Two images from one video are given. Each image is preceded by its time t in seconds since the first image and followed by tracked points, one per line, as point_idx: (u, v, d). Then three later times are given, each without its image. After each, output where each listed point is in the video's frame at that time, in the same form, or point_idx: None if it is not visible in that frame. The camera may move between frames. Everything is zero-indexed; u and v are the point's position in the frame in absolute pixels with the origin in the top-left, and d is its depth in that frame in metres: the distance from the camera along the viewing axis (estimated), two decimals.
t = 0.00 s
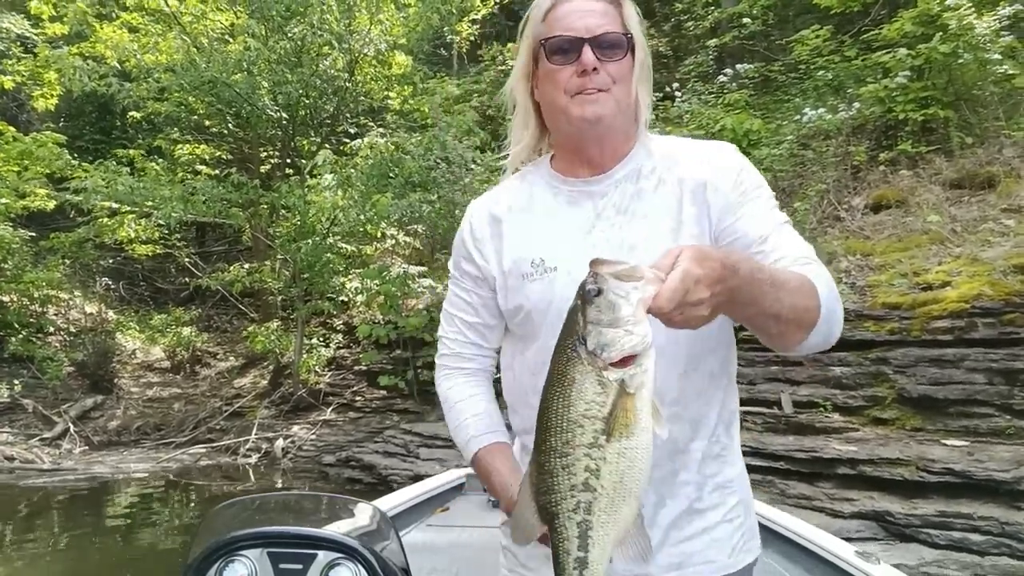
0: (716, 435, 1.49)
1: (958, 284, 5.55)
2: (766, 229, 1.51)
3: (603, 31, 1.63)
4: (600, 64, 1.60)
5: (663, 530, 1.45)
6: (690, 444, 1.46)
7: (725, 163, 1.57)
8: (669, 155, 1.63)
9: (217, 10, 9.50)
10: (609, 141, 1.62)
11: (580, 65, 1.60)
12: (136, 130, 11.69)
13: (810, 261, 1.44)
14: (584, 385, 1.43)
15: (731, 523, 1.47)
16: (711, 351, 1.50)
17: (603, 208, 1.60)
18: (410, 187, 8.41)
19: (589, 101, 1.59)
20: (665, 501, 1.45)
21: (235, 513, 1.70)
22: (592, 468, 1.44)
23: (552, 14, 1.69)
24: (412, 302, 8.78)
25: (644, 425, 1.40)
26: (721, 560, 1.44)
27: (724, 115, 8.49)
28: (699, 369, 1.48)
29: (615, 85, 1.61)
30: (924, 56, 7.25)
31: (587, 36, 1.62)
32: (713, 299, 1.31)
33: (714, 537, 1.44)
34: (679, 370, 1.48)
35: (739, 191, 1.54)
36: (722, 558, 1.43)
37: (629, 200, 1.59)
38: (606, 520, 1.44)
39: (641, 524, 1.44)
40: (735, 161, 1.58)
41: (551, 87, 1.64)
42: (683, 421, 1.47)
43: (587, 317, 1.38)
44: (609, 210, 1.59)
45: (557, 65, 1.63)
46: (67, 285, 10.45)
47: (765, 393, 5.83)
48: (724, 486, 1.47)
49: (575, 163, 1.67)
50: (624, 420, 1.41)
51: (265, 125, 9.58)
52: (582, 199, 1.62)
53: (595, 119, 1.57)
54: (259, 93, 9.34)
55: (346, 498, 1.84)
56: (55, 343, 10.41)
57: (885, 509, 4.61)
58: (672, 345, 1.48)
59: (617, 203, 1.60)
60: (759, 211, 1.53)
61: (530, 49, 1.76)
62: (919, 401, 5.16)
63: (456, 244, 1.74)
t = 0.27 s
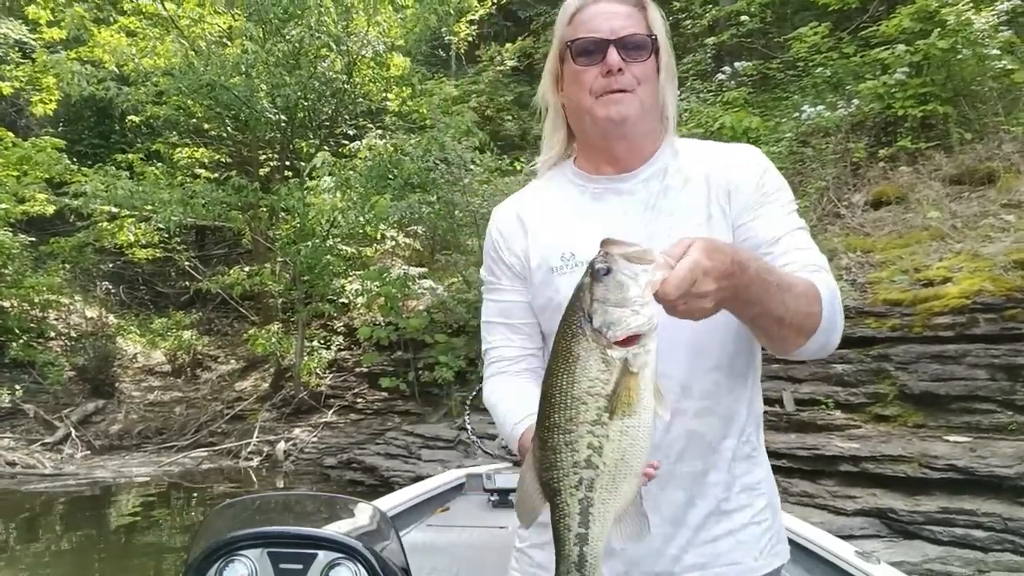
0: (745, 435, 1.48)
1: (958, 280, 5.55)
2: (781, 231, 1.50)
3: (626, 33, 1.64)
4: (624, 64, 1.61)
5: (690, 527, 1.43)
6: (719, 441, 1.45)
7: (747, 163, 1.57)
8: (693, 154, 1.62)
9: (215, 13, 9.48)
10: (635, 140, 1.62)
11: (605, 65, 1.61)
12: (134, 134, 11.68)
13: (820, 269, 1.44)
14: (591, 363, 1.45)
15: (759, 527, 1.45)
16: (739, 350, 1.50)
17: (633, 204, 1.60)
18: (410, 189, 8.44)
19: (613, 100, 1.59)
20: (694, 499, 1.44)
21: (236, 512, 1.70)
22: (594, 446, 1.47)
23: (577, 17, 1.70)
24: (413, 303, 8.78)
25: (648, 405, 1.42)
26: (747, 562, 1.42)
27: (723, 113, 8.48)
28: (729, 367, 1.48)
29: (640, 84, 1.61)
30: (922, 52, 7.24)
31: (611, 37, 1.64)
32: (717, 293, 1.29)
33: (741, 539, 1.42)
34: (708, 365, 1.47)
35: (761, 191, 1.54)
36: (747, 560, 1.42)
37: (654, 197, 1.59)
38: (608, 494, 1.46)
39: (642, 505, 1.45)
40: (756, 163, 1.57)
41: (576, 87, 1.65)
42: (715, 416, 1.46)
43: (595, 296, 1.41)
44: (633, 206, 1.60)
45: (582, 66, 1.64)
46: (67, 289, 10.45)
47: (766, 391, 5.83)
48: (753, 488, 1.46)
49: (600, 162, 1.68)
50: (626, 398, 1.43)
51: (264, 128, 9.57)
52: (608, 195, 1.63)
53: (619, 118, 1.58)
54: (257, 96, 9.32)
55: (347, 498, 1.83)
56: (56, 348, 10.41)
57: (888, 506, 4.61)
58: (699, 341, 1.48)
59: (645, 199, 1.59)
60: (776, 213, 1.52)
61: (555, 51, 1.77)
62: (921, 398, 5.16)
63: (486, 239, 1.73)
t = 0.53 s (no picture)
0: (728, 431, 1.51)
1: (957, 278, 5.55)
2: (757, 233, 1.54)
3: (602, 36, 1.65)
4: (600, 68, 1.62)
5: (680, 522, 1.44)
6: (706, 434, 1.46)
7: (722, 165, 1.60)
8: (669, 155, 1.66)
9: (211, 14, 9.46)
10: (613, 139, 1.63)
11: (581, 68, 1.63)
12: (132, 135, 11.67)
13: (796, 274, 1.49)
14: (587, 341, 1.38)
15: (743, 522, 1.47)
16: (719, 347, 1.51)
17: (611, 200, 1.61)
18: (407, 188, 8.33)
19: (591, 104, 1.60)
20: (684, 494, 1.45)
21: (234, 513, 1.68)
22: (582, 422, 1.39)
23: (552, 20, 1.71)
24: (411, 303, 8.77)
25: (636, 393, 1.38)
26: (734, 558, 1.44)
27: (721, 113, 8.49)
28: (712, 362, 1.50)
29: (616, 87, 1.63)
30: (920, 50, 7.25)
31: (586, 41, 1.65)
32: (711, 298, 1.30)
33: (726, 535, 1.45)
34: (692, 356, 1.48)
35: (736, 191, 1.57)
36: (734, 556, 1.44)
37: (632, 193, 1.61)
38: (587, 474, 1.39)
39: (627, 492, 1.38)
40: (733, 166, 1.61)
41: (552, 90, 1.66)
42: (701, 410, 1.47)
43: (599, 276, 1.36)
44: (613, 204, 1.60)
45: (559, 69, 1.65)
46: (65, 291, 10.43)
47: (766, 390, 5.82)
48: (737, 484, 1.49)
49: (577, 160, 1.68)
50: (617, 380, 1.38)
51: (261, 129, 9.55)
52: (587, 190, 1.62)
53: (596, 119, 1.60)
54: (254, 97, 9.31)
55: (345, 498, 1.83)
56: (53, 350, 10.39)
57: (887, 505, 4.61)
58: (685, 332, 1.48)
59: (623, 195, 1.61)
60: (751, 214, 1.57)
61: (530, 55, 1.77)
62: (920, 396, 5.16)
63: (463, 233, 1.68)
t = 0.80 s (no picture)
0: (710, 429, 1.55)
1: (960, 288, 5.55)
2: (742, 235, 1.60)
3: (589, 39, 1.74)
4: (587, 70, 1.71)
5: (667, 518, 1.48)
6: (692, 431, 1.50)
7: (706, 169, 1.66)
8: (654, 157, 1.71)
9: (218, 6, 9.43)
10: (599, 141, 1.69)
11: (567, 71, 1.71)
12: (135, 125, 11.65)
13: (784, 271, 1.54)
14: (582, 323, 1.46)
15: (722, 519, 1.53)
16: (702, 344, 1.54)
17: (599, 198, 1.63)
18: (411, 185, 8.36)
19: (576, 105, 1.68)
20: (672, 491, 1.49)
21: (233, 512, 1.67)
22: (546, 389, 1.48)
23: (543, 26, 1.81)
24: (412, 299, 8.77)
25: (613, 389, 1.45)
26: (713, 554, 1.50)
27: (727, 116, 8.49)
28: (697, 359, 1.53)
29: (602, 89, 1.71)
30: (927, 59, 7.26)
31: (574, 45, 1.74)
32: (737, 311, 1.39)
33: (707, 532, 1.51)
34: (678, 354, 1.51)
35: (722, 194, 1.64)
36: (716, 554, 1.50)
37: (622, 191, 1.64)
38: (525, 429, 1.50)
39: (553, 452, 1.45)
40: (715, 171, 1.67)
41: (541, 92, 1.74)
42: (687, 407, 1.50)
43: (619, 268, 1.42)
44: (599, 204, 1.62)
45: (547, 70, 1.74)
46: (65, 279, 10.40)
47: (766, 396, 5.82)
48: (717, 482, 1.54)
49: (565, 159, 1.72)
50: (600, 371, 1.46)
51: (266, 122, 9.54)
52: (575, 189, 1.64)
53: (581, 122, 1.68)
54: (260, 89, 9.28)
55: (345, 498, 1.83)
56: (52, 338, 10.36)
57: (886, 513, 4.61)
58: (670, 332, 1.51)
59: (611, 193, 1.64)
60: (737, 217, 1.63)
61: (518, 54, 1.86)
62: (921, 405, 5.16)
63: (448, 227, 1.69)
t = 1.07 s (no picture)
0: (694, 440, 1.68)
1: (962, 295, 5.55)
2: (741, 245, 1.74)
3: (594, 43, 1.88)
4: (591, 72, 1.85)
5: (652, 522, 1.60)
6: (677, 436, 1.64)
7: (703, 178, 1.80)
8: (652, 163, 1.85)
9: None
10: (599, 142, 1.83)
11: (573, 73, 1.85)
12: (138, 117, 11.64)
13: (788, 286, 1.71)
14: (585, 312, 1.70)
15: (707, 528, 1.66)
16: (688, 360, 1.70)
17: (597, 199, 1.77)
18: (414, 183, 8.38)
19: (579, 107, 1.82)
20: (656, 494, 1.61)
21: (233, 512, 1.66)
22: (520, 344, 1.72)
23: (552, 28, 1.94)
24: (413, 297, 8.76)
25: (587, 380, 1.65)
26: (700, 562, 1.62)
27: (731, 120, 8.50)
28: (682, 371, 1.68)
29: (604, 92, 1.85)
30: (933, 65, 7.26)
31: (580, 48, 1.87)
32: (769, 343, 1.60)
33: (693, 539, 1.63)
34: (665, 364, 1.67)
35: (721, 205, 1.77)
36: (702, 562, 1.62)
37: (619, 193, 1.78)
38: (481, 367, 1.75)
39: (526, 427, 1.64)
40: (713, 181, 1.81)
41: (546, 92, 1.88)
42: (672, 415, 1.64)
43: (648, 283, 1.66)
44: (596, 202, 1.76)
45: (552, 71, 1.87)
46: (66, 271, 10.38)
47: (767, 399, 5.82)
48: (700, 490, 1.66)
49: (565, 158, 1.87)
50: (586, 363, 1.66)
51: (270, 117, 9.53)
52: (571, 187, 1.78)
53: (583, 122, 1.81)
54: (265, 84, 9.25)
55: (346, 498, 1.82)
56: (52, 329, 10.36)
57: (886, 519, 4.61)
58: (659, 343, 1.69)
59: (608, 193, 1.77)
60: (734, 226, 1.77)
61: (525, 52, 2.01)
62: (921, 411, 5.16)
63: (446, 216, 1.83)
